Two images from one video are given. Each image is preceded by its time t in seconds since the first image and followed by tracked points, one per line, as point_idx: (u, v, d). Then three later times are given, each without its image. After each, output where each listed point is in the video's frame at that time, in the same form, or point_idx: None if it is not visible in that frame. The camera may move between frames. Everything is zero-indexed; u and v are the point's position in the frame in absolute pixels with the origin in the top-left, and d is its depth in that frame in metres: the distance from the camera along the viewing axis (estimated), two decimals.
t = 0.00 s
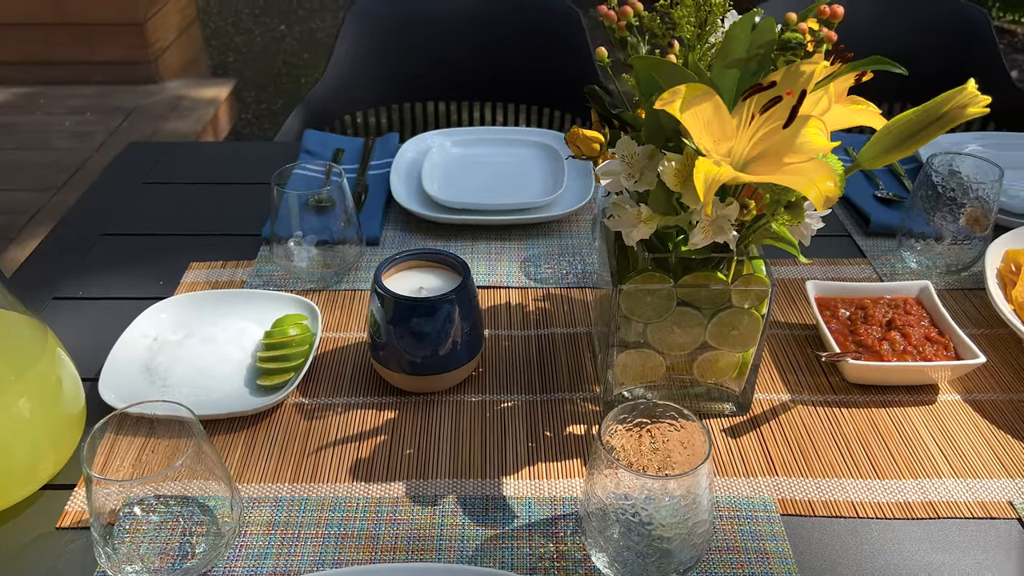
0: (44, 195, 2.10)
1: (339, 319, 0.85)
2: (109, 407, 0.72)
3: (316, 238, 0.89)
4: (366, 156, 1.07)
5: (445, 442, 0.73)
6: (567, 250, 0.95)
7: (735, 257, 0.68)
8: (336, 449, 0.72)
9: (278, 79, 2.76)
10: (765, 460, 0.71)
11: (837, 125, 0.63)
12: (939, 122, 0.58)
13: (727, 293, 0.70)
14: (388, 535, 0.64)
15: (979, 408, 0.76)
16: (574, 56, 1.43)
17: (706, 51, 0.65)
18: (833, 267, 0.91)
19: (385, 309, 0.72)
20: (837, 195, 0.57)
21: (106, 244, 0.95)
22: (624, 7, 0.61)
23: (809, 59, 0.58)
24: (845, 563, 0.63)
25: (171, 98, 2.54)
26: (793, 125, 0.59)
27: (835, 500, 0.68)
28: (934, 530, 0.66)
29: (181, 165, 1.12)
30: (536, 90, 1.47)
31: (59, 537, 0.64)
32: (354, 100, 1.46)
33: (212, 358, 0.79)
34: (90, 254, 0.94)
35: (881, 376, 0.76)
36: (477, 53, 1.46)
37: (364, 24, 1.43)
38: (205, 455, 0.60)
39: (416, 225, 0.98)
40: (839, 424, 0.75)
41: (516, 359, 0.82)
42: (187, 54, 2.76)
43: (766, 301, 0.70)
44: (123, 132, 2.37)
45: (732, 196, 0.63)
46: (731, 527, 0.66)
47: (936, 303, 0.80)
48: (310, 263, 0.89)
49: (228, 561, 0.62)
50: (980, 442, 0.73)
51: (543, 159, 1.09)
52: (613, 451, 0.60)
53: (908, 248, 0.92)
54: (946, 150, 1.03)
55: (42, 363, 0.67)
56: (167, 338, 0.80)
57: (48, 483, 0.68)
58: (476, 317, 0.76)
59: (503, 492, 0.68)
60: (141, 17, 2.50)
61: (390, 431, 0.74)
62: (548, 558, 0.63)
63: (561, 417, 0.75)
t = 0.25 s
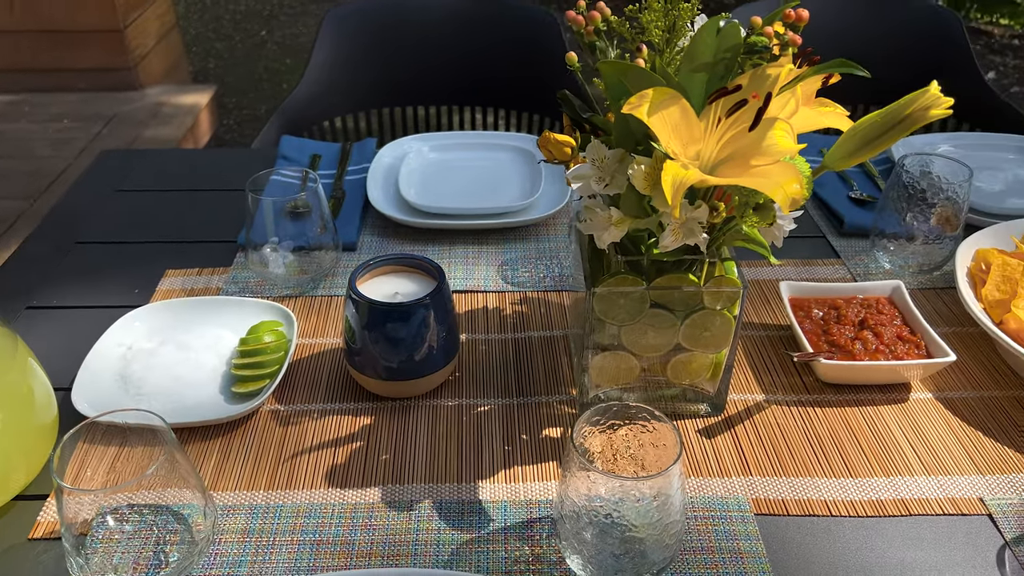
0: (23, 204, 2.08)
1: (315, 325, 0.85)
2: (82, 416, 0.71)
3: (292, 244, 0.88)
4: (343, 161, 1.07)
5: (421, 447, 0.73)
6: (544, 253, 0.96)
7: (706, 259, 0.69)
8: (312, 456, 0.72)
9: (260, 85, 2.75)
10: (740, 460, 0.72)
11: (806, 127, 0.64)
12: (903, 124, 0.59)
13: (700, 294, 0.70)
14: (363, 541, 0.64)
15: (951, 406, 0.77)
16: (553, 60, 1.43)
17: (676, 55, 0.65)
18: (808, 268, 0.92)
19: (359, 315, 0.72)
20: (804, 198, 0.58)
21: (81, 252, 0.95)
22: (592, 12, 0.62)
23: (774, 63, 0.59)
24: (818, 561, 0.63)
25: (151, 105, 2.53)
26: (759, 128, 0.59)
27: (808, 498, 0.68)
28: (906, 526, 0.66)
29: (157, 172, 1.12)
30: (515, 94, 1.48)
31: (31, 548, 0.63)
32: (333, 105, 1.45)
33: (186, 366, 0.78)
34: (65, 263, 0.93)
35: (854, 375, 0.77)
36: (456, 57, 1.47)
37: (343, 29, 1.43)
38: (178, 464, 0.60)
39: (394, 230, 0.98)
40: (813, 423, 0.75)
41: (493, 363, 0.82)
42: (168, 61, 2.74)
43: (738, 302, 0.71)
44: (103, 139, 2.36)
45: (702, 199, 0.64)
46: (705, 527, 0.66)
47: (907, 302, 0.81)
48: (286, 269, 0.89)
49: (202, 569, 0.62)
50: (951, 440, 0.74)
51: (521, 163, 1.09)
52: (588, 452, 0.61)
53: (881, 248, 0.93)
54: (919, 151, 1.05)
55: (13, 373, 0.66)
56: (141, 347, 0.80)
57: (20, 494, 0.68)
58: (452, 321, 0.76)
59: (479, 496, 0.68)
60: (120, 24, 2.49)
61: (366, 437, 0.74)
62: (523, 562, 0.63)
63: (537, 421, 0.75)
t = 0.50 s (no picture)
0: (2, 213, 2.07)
1: (294, 333, 0.85)
2: (58, 427, 0.71)
3: (271, 252, 0.88)
4: (322, 168, 1.07)
5: (400, 453, 0.73)
6: (524, 258, 0.96)
7: (681, 262, 0.70)
8: (290, 463, 0.72)
9: (241, 91, 2.74)
10: (717, 461, 0.73)
11: (777, 131, 0.64)
12: (870, 127, 0.60)
13: (674, 298, 0.71)
14: (342, 548, 0.64)
15: (925, 405, 0.78)
16: (532, 65, 1.44)
17: (648, 61, 0.66)
18: (784, 270, 0.93)
19: (337, 322, 0.72)
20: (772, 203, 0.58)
21: (59, 262, 0.94)
22: (564, 19, 0.62)
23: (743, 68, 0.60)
24: (794, 561, 0.64)
25: (131, 112, 2.52)
26: (729, 133, 0.60)
27: (784, 499, 0.69)
28: (880, 525, 0.67)
29: (136, 180, 1.11)
30: (494, 99, 1.48)
31: (7, 560, 0.63)
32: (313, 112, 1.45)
33: (164, 375, 0.78)
34: (41, 272, 0.93)
35: (829, 375, 0.78)
36: (435, 63, 1.47)
37: (322, 36, 1.43)
38: (156, 474, 0.60)
39: (373, 236, 0.98)
40: (789, 423, 0.76)
41: (472, 368, 0.82)
42: (148, 68, 2.73)
43: (713, 305, 0.72)
44: (82, 147, 2.35)
45: (674, 203, 0.65)
46: (683, 529, 0.66)
47: (882, 303, 0.82)
48: (264, 277, 0.89)
49: None
50: (925, 438, 0.75)
51: (500, 168, 1.09)
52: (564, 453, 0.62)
53: (856, 250, 0.94)
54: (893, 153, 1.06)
55: None
56: (118, 356, 0.80)
57: None
58: (430, 327, 0.77)
59: (458, 501, 0.69)
60: (99, 31, 2.47)
61: (345, 444, 0.74)
62: (502, 566, 0.63)
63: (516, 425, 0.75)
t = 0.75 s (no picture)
0: None
1: (269, 340, 0.85)
2: (28, 437, 0.71)
3: (246, 258, 0.88)
4: (298, 174, 1.07)
5: (375, 459, 0.73)
6: (500, 262, 0.96)
7: (651, 265, 0.71)
8: (264, 471, 0.72)
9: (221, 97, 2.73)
10: (690, 462, 0.73)
11: (745, 134, 0.65)
12: (834, 130, 0.61)
13: (646, 300, 0.71)
14: (315, 555, 0.64)
15: (895, 403, 0.79)
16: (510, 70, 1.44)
17: (616, 65, 0.66)
18: (758, 271, 0.94)
19: (310, 328, 0.72)
20: (738, 207, 0.59)
21: (32, 271, 0.94)
22: (531, 25, 0.63)
23: (709, 72, 0.61)
24: (766, 560, 0.64)
25: (110, 120, 2.52)
26: (695, 136, 0.61)
27: (757, 498, 0.70)
28: (852, 523, 0.68)
29: (111, 188, 1.11)
30: (472, 104, 1.48)
31: None
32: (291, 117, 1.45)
33: (138, 384, 0.78)
34: (14, 281, 0.92)
35: (801, 375, 0.78)
36: (413, 69, 1.47)
37: (300, 42, 1.43)
38: (125, 484, 0.60)
39: (349, 242, 0.98)
40: (762, 424, 0.77)
41: (448, 373, 0.82)
42: (127, 75, 2.72)
43: (683, 308, 0.72)
44: (60, 155, 2.33)
45: (643, 206, 0.65)
46: (656, 530, 0.67)
47: (853, 303, 0.82)
48: (239, 283, 0.88)
49: None
50: (895, 437, 0.75)
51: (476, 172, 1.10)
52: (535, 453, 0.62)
53: (829, 251, 0.94)
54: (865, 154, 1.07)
55: None
56: (91, 365, 0.79)
57: None
58: (404, 332, 0.77)
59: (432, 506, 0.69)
60: (77, 38, 2.46)
61: (319, 450, 0.74)
62: (475, 570, 0.63)
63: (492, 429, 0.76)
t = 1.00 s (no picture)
0: None
1: (240, 347, 0.84)
2: None
3: (216, 265, 0.88)
4: (271, 180, 1.07)
5: (345, 465, 0.73)
6: (473, 266, 0.96)
7: (619, 268, 0.71)
8: (234, 478, 0.71)
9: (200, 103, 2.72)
10: (660, 463, 0.73)
11: (709, 135, 0.65)
12: (795, 132, 0.61)
13: (614, 302, 0.71)
14: (284, 562, 0.64)
15: (863, 402, 0.79)
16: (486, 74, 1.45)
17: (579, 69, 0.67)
18: (729, 272, 0.94)
19: (279, 335, 0.72)
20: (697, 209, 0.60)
21: None
22: (494, 29, 0.62)
23: (670, 75, 0.61)
24: (734, 560, 0.65)
25: (88, 126, 2.50)
26: (655, 139, 0.62)
27: (725, 499, 0.70)
28: (819, 522, 0.68)
29: (83, 195, 1.10)
30: (449, 108, 1.48)
31: None
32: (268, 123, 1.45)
33: (106, 393, 0.77)
34: None
35: (770, 375, 0.79)
36: (390, 73, 1.47)
37: (276, 47, 1.43)
38: (87, 495, 0.59)
39: (322, 247, 0.98)
40: (731, 424, 0.77)
41: (419, 377, 0.82)
42: (105, 82, 2.71)
43: (651, 309, 0.72)
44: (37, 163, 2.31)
45: (608, 209, 0.66)
46: (625, 531, 0.67)
47: (821, 303, 0.83)
48: (209, 290, 0.88)
49: None
50: (863, 435, 0.76)
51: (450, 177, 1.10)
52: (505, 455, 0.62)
53: (799, 252, 0.95)
54: (835, 155, 1.08)
55: None
56: (59, 374, 0.79)
57: None
58: (375, 336, 0.77)
59: (402, 511, 0.69)
60: (54, 45, 2.45)
61: (289, 457, 0.73)
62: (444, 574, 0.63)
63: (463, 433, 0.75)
